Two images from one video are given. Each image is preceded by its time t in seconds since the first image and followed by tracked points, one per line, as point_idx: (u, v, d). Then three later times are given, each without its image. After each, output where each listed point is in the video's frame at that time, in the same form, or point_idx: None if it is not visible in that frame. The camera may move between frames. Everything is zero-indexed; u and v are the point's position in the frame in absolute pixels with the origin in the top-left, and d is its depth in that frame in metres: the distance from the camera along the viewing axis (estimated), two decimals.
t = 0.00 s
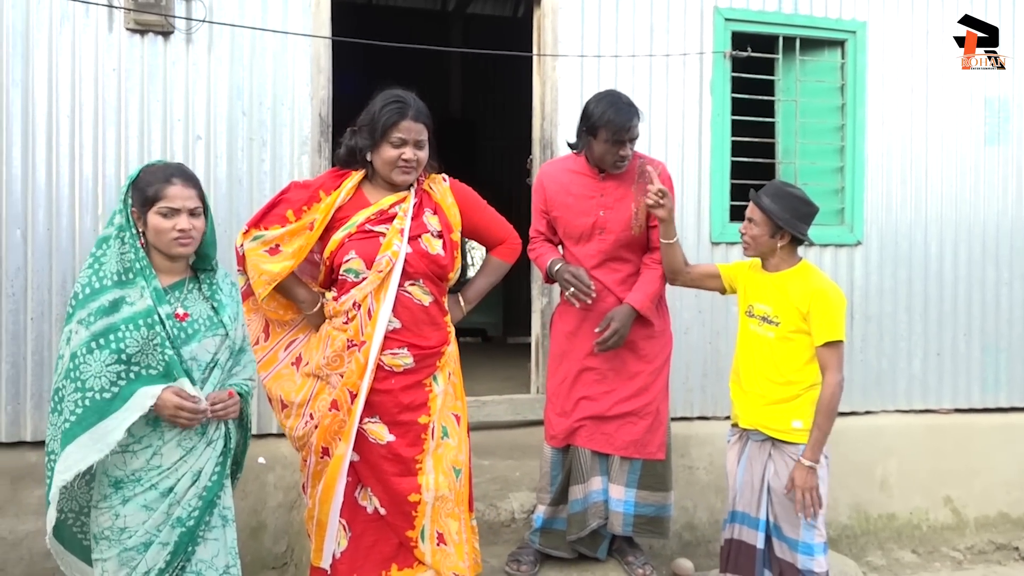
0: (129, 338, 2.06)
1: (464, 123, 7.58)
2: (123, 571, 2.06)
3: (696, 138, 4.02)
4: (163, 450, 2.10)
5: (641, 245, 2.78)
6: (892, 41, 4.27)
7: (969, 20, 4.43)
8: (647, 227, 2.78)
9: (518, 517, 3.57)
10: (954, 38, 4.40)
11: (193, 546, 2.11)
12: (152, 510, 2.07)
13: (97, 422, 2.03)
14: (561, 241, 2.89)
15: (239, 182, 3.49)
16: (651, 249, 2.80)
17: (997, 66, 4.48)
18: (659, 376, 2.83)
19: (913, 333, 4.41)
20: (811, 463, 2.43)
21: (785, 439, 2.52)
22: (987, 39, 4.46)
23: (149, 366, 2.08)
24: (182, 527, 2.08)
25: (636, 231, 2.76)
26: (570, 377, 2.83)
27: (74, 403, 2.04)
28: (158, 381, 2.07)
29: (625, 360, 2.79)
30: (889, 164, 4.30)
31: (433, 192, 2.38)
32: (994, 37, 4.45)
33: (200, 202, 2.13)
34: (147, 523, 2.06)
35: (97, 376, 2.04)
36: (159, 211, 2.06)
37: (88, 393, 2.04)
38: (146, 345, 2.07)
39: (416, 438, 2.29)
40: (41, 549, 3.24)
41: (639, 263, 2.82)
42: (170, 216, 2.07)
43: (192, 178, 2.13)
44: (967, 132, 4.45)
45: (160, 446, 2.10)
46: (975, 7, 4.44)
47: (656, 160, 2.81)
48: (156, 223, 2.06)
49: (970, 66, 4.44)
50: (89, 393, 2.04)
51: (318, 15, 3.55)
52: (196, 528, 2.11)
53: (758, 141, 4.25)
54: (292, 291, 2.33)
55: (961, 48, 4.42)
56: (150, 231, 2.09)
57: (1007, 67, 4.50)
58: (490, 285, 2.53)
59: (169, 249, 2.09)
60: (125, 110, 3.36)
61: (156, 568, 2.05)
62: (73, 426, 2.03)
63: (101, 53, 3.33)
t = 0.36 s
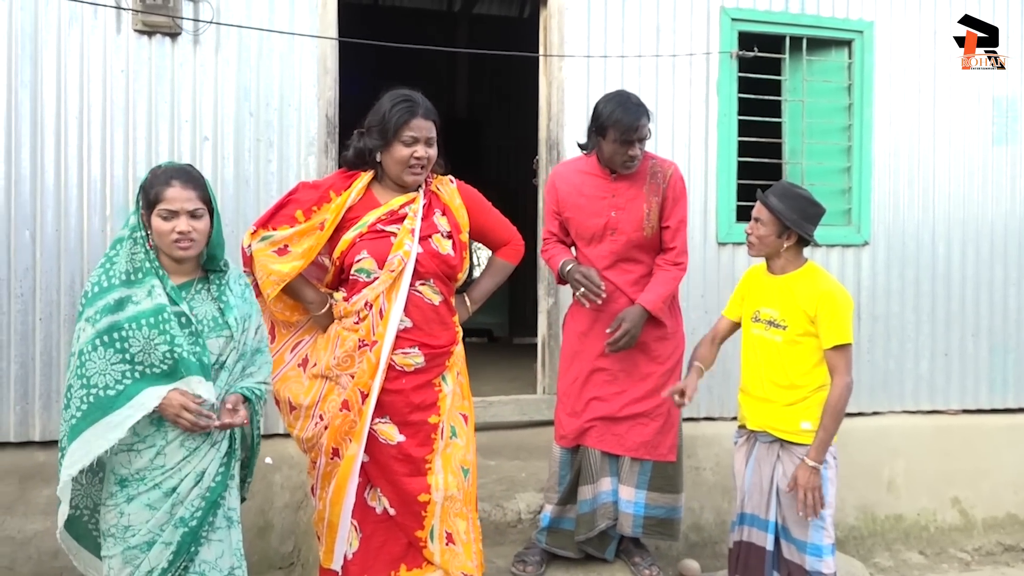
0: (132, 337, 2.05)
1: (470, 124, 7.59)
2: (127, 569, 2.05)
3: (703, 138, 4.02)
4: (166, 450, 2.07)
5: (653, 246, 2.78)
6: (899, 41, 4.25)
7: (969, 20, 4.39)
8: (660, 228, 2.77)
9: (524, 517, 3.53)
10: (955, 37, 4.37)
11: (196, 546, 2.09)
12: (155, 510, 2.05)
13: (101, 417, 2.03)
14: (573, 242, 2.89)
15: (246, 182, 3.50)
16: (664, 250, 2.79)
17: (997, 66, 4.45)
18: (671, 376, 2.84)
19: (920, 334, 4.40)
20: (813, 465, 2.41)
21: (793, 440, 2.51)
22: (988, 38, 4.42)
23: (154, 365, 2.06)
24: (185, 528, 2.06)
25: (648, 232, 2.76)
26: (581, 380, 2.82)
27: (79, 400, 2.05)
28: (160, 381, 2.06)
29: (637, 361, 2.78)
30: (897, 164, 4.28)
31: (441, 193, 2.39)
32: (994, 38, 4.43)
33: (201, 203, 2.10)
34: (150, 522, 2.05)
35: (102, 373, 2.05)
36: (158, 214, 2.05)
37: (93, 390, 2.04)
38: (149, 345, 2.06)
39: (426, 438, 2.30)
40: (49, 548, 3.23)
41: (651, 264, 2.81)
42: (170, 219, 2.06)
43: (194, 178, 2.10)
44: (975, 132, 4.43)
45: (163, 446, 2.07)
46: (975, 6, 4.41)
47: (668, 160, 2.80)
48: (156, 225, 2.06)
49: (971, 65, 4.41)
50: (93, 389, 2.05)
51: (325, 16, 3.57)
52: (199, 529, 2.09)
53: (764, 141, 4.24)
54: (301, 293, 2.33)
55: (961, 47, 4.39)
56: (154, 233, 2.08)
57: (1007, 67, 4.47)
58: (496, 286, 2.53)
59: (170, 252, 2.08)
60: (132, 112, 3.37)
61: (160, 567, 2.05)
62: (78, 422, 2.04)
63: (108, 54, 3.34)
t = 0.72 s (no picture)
0: (138, 336, 2.05)
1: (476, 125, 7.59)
2: (130, 567, 2.05)
3: (709, 140, 4.01)
4: (169, 449, 2.07)
5: (659, 250, 2.78)
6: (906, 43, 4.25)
7: (970, 20, 4.37)
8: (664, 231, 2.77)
9: (529, 519, 3.51)
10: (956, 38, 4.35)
11: (197, 546, 2.09)
12: (157, 508, 2.05)
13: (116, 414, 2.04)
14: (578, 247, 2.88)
15: (253, 183, 3.51)
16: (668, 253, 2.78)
17: (998, 66, 4.43)
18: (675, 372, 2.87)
19: (927, 337, 4.38)
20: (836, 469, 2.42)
21: (798, 444, 2.50)
22: (989, 39, 4.40)
23: (160, 363, 2.07)
24: (185, 527, 2.06)
25: (653, 236, 2.77)
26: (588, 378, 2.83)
27: (90, 398, 2.07)
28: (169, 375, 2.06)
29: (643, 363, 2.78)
30: (904, 166, 4.27)
31: (447, 196, 2.39)
32: (994, 37, 4.40)
33: (207, 204, 2.11)
34: (152, 521, 2.05)
35: (110, 372, 2.06)
36: (164, 215, 2.06)
37: (104, 388, 2.05)
38: (153, 344, 2.06)
39: (434, 439, 2.30)
40: (55, 547, 3.21)
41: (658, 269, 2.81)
42: (175, 219, 2.06)
43: (200, 179, 2.10)
44: (982, 134, 4.42)
45: (166, 444, 2.07)
46: (975, 7, 4.38)
47: (671, 163, 2.79)
48: (162, 225, 2.07)
49: (972, 66, 4.38)
50: (103, 388, 2.06)
51: (332, 17, 3.57)
52: (199, 528, 2.08)
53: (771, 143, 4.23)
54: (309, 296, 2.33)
55: (962, 47, 4.36)
56: (160, 233, 2.09)
57: (1008, 67, 4.44)
58: (501, 286, 2.52)
59: (176, 252, 2.08)
60: (140, 112, 3.38)
61: (160, 566, 2.04)
62: (90, 422, 2.06)
63: (116, 54, 3.35)
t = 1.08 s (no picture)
0: (151, 338, 2.06)
1: (485, 125, 7.60)
2: (143, 567, 2.04)
3: (719, 140, 4.00)
4: (182, 449, 2.07)
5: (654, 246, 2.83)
6: (918, 41, 4.22)
7: (970, 20, 4.32)
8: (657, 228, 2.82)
9: (539, 519, 3.55)
10: (956, 37, 4.30)
11: (211, 545, 2.09)
12: (171, 508, 2.05)
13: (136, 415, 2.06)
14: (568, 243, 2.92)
15: (263, 184, 3.52)
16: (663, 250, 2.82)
17: (998, 66, 4.38)
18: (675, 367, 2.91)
19: (939, 336, 4.36)
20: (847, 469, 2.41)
21: (811, 445, 2.48)
22: (989, 38, 4.36)
23: (174, 365, 2.08)
24: (199, 527, 2.06)
25: (646, 232, 2.81)
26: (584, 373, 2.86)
27: (109, 399, 2.09)
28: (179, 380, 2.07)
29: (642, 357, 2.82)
30: (915, 165, 4.25)
31: (455, 195, 2.39)
32: (994, 37, 4.36)
33: (224, 204, 2.12)
34: (166, 521, 2.04)
35: (127, 374, 2.08)
36: (182, 214, 2.07)
37: (121, 390, 2.08)
38: (166, 346, 2.06)
39: (447, 439, 2.30)
40: (67, 547, 3.30)
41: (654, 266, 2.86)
42: (194, 218, 2.07)
43: (217, 179, 2.12)
44: (994, 133, 4.39)
45: (180, 445, 2.07)
46: (975, 6, 4.33)
47: (661, 160, 2.84)
48: (179, 224, 2.07)
49: (972, 66, 4.33)
50: (119, 390, 2.08)
51: (342, 18, 3.57)
52: (213, 527, 2.08)
53: (782, 142, 4.22)
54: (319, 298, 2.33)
55: (962, 47, 4.32)
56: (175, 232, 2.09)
57: (1006, 68, 4.39)
58: (510, 285, 2.51)
59: (192, 251, 2.09)
60: (151, 114, 3.40)
61: (174, 566, 2.04)
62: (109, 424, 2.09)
63: (127, 56, 3.37)
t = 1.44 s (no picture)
0: (162, 344, 2.03)
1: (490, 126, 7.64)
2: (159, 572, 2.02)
3: (725, 141, 4.00)
4: (197, 451, 2.07)
5: (649, 247, 2.84)
6: (924, 41, 4.21)
7: (970, 20, 4.30)
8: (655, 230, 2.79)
9: (544, 521, 3.56)
10: (956, 37, 4.27)
11: (226, 545, 2.08)
12: (187, 510, 2.04)
13: (151, 421, 2.04)
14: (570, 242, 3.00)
15: (269, 186, 3.53)
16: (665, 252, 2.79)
17: (998, 66, 4.36)
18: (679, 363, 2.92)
19: (946, 338, 4.35)
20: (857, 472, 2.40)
21: (820, 447, 2.48)
22: (989, 38, 4.33)
23: (186, 370, 2.07)
24: (216, 527, 2.05)
25: (640, 233, 2.81)
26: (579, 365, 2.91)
27: (120, 408, 2.05)
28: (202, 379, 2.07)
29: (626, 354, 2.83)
30: (921, 166, 4.24)
31: (458, 195, 2.40)
32: (994, 38, 4.33)
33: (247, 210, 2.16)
34: (183, 523, 2.03)
35: (137, 382, 2.04)
36: (212, 213, 2.05)
37: (133, 398, 2.04)
38: (178, 351, 2.05)
39: (452, 441, 2.30)
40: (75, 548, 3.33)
41: (652, 265, 2.87)
42: (222, 220, 2.07)
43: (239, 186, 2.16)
44: (1000, 133, 4.38)
45: (194, 446, 2.07)
46: (973, 7, 4.31)
47: (656, 161, 2.82)
48: (208, 223, 2.04)
49: (972, 66, 4.31)
50: (133, 399, 2.04)
51: (347, 20, 3.58)
52: (229, 527, 2.09)
53: (788, 143, 4.21)
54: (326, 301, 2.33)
55: (962, 47, 4.29)
56: (197, 232, 2.06)
57: (1007, 68, 4.37)
58: (512, 286, 2.52)
59: (213, 252, 2.07)
60: (157, 116, 3.41)
61: (192, 567, 2.02)
62: (121, 434, 2.05)
63: (134, 58, 3.38)
